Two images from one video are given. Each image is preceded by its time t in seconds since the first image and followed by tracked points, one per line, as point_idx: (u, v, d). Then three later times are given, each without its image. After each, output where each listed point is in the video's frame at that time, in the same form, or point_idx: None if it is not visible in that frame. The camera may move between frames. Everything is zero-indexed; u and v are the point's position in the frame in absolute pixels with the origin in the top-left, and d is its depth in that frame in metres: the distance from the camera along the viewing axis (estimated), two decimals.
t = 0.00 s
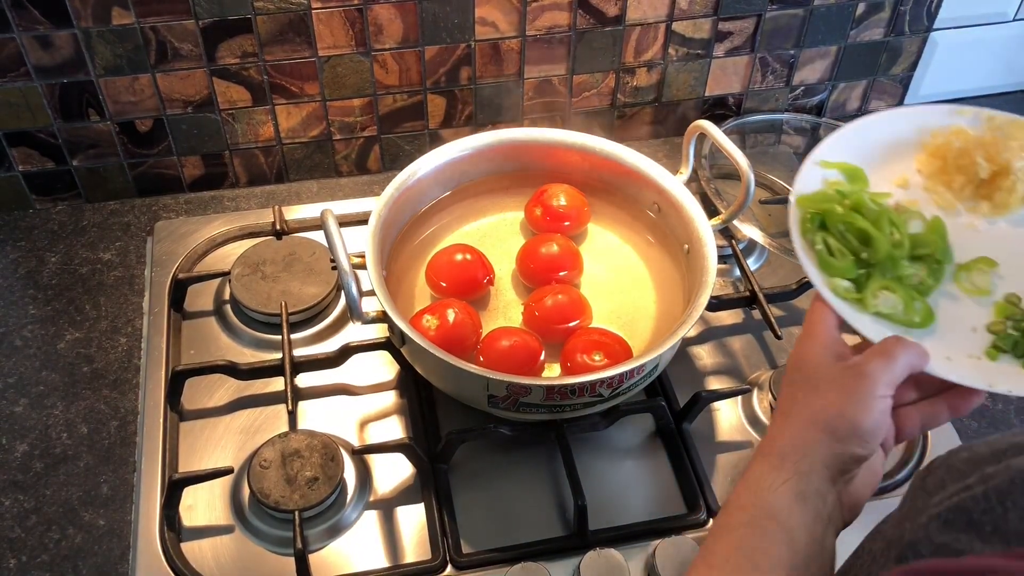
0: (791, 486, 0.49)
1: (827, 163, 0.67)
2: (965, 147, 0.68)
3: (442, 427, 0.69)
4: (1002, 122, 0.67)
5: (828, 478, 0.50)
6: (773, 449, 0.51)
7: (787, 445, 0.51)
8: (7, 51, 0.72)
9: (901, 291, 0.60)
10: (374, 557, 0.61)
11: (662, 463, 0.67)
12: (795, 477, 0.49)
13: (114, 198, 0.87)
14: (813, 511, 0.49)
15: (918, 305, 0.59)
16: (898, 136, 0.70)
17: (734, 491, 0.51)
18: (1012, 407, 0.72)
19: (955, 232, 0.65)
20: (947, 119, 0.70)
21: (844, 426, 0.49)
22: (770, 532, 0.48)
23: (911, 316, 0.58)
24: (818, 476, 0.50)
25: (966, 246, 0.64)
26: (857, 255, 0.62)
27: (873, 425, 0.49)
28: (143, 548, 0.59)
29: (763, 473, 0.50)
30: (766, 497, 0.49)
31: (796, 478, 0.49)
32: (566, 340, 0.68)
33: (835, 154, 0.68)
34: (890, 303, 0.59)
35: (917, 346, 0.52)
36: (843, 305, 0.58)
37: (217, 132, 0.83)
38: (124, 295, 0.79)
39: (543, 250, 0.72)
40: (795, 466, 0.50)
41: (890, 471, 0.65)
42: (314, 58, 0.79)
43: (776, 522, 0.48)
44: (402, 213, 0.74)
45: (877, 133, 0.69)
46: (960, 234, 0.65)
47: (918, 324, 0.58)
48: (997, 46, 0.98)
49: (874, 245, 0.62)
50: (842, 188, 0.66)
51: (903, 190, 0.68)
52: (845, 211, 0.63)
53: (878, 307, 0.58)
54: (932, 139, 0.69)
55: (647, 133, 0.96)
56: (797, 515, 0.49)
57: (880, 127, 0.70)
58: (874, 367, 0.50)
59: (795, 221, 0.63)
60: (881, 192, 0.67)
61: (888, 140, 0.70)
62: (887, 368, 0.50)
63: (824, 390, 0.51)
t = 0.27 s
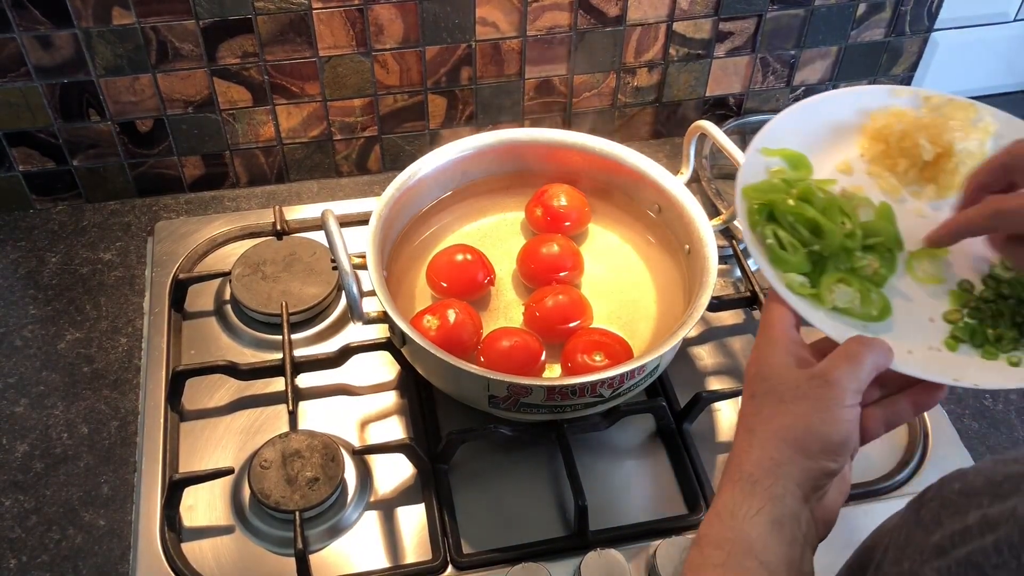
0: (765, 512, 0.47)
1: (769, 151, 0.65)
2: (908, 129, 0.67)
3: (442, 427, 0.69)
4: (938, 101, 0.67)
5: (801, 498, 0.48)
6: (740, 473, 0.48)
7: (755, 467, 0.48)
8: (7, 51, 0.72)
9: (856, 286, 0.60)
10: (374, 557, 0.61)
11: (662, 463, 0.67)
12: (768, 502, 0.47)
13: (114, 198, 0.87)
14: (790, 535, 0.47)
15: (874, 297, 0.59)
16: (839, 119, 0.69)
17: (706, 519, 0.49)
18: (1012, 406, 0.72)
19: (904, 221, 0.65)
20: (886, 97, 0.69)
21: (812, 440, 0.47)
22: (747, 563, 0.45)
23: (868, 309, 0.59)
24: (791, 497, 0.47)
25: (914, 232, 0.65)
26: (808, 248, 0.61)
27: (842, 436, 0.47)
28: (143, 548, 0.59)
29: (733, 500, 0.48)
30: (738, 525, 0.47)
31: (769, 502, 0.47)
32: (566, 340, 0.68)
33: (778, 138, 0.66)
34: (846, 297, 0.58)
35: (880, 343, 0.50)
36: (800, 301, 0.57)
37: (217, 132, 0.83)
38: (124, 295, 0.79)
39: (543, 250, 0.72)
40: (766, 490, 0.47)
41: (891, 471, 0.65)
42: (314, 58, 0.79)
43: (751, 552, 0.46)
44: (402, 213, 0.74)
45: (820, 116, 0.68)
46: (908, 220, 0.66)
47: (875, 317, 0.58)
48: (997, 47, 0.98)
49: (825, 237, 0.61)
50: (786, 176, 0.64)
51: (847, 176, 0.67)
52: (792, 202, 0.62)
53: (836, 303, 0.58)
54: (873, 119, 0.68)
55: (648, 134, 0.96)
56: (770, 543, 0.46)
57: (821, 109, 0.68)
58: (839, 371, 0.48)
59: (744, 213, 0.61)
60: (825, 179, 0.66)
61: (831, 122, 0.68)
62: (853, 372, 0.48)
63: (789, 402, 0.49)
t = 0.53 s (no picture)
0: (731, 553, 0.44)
1: (690, 177, 0.59)
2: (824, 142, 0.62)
3: (442, 427, 0.69)
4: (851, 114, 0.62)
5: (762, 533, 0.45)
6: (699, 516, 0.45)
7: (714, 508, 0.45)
8: (7, 51, 0.72)
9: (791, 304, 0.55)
10: (374, 557, 0.61)
11: (663, 463, 0.67)
12: (733, 542, 0.44)
13: (114, 198, 0.87)
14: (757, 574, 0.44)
15: (811, 313, 0.55)
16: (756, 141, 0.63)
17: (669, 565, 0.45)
18: (1012, 406, 0.72)
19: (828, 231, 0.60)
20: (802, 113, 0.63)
21: (768, 471, 0.44)
22: None
23: (807, 325, 0.54)
24: (754, 534, 0.44)
25: (840, 242, 0.59)
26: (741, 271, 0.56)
27: (796, 463, 0.45)
28: (143, 548, 0.59)
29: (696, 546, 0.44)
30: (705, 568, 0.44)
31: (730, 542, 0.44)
32: (565, 340, 0.68)
33: (701, 163, 0.60)
34: (784, 315, 0.54)
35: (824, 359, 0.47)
36: (738, 322, 0.52)
37: (217, 132, 0.83)
38: (124, 295, 0.79)
39: (543, 250, 0.72)
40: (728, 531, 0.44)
41: (890, 471, 0.65)
42: (314, 58, 0.79)
43: None
44: (402, 213, 0.74)
45: (738, 136, 0.62)
46: (834, 231, 0.60)
47: (816, 333, 0.54)
48: (997, 46, 0.98)
49: (755, 258, 0.57)
50: (712, 201, 0.58)
51: (771, 195, 0.61)
52: (719, 225, 0.57)
53: (774, 323, 0.53)
54: (790, 135, 0.62)
55: (647, 134, 0.96)
56: None
57: (738, 128, 0.62)
58: (789, 395, 0.45)
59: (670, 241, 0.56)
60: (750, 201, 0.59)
61: (748, 138, 0.62)
62: (799, 395, 0.45)
63: (744, 431, 0.46)
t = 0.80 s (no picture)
0: None
1: (617, 207, 0.61)
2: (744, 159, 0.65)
3: (443, 427, 0.69)
4: (769, 125, 0.66)
5: None
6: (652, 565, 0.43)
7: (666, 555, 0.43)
8: (7, 50, 0.72)
9: (729, 328, 0.55)
10: (375, 558, 0.61)
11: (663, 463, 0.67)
12: None
13: (114, 198, 0.87)
14: None
15: (749, 335, 0.55)
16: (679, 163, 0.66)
17: None
18: (1012, 407, 0.72)
19: (756, 246, 0.62)
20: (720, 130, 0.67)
21: (716, 512, 0.43)
22: None
23: (746, 349, 0.54)
24: None
25: (769, 256, 0.62)
26: (674, 300, 0.57)
27: (743, 501, 0.43)
28: (143, 548, 0.59)
29: None
30: None
31: None
32: (566, 340, 0.68)
33: (623, 194, 0.62)
34: (722, 342, 0.54)
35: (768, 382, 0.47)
36: (676, 353, 0.53)
37: (217, 132, 0.83)
38: (124, 295, 0.79)
39: (543, 250, 0.72)
40: None
41: (891, 471, 0.65)
42: (314, 58, 0.79)
43: None
44: (402, 213, 0.74)
45: (657, 161, 0.65)
46: (761, 246, 0.62)
47: (756, 356, 0.54)
48: (997, 47, 0.98)
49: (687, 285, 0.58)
50: (640, 229, 0.60)
51: (698, 217, 0.63)
52: (648, 257, 0.58)
53: (713, 351, 0.53)
54: (711, 153, 0.66)
55: (648, 134, 0.96)
56: None
57: (658, 153, 0.65)
58: (729, 430, 0.44)
59: (602, 278, 0.57)
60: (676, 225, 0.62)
61: (669, 163, 0.65)
62: (741, 428, 0.44)
63: (688, 473, 0.44)
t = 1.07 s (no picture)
0: None
1: (530, 208, 0.61)
2: (655, 151, 0.66)
3: (442, 427, 0.69)
4: (678, 114, 0.67)
5: None
6: None
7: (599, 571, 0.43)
8: (7, 50, 0.72)
9: (651, 326, 0.56)
10: (374, 557, 0.61)
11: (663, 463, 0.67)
12: None
13: (114, 198, 0.87)
14: None
15: (671, 331, 0.56)
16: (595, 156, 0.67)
17: None
18: (1013, 406, 0.72)
19: (677, 241, 0.63)
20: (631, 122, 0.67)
21: (648, 528, 0.44)
22: None
23: (670, 347, 0.55)
24: None
25: (694, 250, 0.63)
26: (594, 301, 0.58)
27: (674, 515, 0.44)
28: (143, 548, 0.59)
29: None
30: None
31: None
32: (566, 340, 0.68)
33: (537, 196, 0.63)
34: (644, 342, 0.54)
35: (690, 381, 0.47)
36: (597, 356, 0.53)
37: (217, 132, 0.83)
38: (124, 295, 0.79)
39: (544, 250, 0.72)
40: None
41: (891, 471, 0.65)
42: (314, 58, 0.79)
43: None
44: (401, 213, 0.74)
45: (568, 162, 0.65)
46: (682, 240, 0.63)
47: (679, 354, 0.55)
48: (997, 46, 0.98)
49: (607, 287, 0.58)
50: (555, 230, 0.60)
51: (614, 214, 0.64)
52: (565, 258, 0.59)
53: (636, 351, 0.54)
54: (623, 146, 0.67)
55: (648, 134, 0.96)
56: None
57: (566, 152, 0.65)
58: (654, 442, 0.45)
59: (523, 283, 0.57)
60: (591, 223, 0.63)
61: (576, 161, 0.65)
62: (667, 441, 0.45)
63: (620, 488, 0.45)
